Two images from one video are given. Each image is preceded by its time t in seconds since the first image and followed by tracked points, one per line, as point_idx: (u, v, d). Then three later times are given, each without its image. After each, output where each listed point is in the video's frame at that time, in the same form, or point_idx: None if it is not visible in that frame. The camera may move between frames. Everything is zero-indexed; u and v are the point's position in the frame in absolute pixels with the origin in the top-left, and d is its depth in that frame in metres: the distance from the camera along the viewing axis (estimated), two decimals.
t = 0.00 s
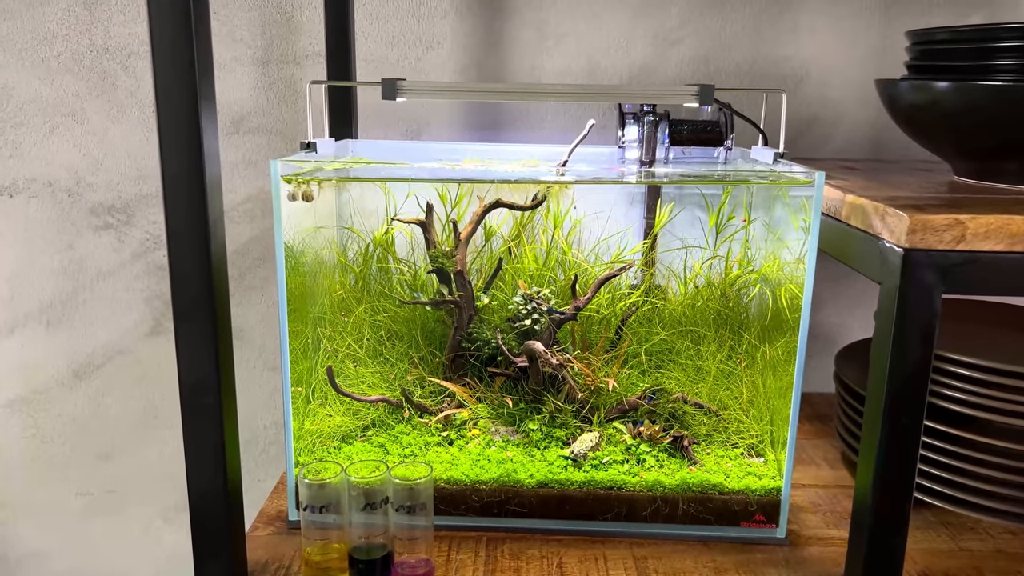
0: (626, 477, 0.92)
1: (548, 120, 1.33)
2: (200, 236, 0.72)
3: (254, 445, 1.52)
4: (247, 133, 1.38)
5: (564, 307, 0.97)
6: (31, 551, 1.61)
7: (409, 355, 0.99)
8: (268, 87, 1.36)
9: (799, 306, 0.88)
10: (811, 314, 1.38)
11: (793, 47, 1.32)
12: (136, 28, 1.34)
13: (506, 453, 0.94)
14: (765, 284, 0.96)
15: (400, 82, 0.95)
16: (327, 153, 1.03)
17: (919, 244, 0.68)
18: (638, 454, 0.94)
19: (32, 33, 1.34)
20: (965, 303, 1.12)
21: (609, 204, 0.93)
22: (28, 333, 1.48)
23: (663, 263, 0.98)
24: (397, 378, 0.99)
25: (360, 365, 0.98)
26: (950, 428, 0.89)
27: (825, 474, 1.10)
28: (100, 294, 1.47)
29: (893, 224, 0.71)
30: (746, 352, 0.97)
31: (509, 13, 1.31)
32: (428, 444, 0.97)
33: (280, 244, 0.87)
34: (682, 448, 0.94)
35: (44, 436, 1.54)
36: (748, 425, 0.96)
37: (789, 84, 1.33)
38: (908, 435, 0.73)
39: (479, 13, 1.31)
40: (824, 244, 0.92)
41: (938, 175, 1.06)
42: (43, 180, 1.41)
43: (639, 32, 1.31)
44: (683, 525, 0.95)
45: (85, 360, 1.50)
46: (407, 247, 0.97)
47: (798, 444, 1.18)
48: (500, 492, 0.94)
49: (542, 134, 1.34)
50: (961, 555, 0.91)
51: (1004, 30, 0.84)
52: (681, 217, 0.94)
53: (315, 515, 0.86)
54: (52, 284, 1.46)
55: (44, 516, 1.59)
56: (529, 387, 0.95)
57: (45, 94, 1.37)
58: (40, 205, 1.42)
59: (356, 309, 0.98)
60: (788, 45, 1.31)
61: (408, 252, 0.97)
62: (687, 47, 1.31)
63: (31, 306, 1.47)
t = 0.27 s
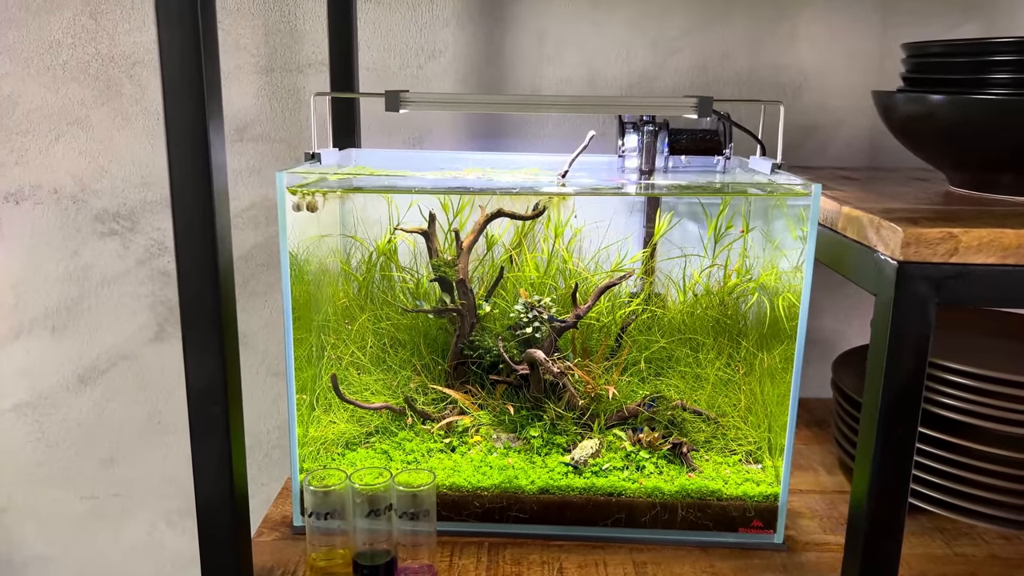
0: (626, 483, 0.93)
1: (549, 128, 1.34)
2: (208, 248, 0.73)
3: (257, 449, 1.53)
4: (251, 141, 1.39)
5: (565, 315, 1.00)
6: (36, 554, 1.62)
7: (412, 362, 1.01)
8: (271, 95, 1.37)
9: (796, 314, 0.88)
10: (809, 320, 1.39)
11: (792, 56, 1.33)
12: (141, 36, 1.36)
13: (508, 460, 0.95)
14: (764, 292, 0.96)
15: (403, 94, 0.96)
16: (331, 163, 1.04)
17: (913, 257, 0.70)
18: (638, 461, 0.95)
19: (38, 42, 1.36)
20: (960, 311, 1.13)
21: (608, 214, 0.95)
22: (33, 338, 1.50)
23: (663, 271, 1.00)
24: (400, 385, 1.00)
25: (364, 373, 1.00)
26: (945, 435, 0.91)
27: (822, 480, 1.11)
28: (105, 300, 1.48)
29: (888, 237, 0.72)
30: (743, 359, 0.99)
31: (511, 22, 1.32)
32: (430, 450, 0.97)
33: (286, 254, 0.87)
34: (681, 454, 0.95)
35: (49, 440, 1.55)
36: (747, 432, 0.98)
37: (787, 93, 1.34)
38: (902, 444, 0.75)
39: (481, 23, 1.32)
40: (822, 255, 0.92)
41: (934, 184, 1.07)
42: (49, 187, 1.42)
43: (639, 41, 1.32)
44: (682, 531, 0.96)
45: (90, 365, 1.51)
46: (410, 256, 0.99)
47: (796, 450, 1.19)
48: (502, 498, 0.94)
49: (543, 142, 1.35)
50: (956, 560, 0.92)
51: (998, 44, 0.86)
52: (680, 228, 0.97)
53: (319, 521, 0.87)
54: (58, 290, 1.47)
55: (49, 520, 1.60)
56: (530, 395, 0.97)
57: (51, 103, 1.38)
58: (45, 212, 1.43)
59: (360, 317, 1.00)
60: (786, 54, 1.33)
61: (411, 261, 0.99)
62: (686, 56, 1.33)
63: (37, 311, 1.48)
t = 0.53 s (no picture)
0: (635, 480, 0.96)
1: (556, 131, 1.36)
2: (231, 251, 0.75)
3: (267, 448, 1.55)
4: (263, 143, 1.41)
5: (574, 315, 1.01)
6: (49, 552, 1.64)
7: (425, 361, 1.03)
8: (282, 99, 1.39)
9: (802, 313, 0.91)
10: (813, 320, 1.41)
11: (796, 59, 1.35)
12: (154, 41, 1.37)
13: (519, 457, 0.97)
14: (770, 293, 0.98)
15: (416, 98, 0.98)
16: (345, 166, 1.06)
17: (917, 258, 0.72)
18: (647, 458, 0.97)
19: (53, 46, 1.37)
20: (962, 311, 1.15)
21: (617, 215, 0.97)
22: (46, 339, 1.52)
23: (670, 272, 1.01)
24: (413, 384, 1.02)
25: (377, 372, 1.01)
26: (948, 433, 0.93)
27: (827, 477, 1.13)
28: (118, 301, 1.50)
29: (893, 238, 0.74)
30: (750, 358, 1.01)
31: (519, 26, 1.34)
32: (443, 448, 1.00)
33: (303, 254, 0.90)
34: (689, 452, 0.97)
35: (62, 439, 1.57)
36: (753, 430, 0.99)
37: (791, 96, 1.36)
38: (907, 442, 0.77)
39: (489, 27, 1.34)
40: (828, 255, 0.94)
41: (937, 187, 1.09)
42: (62, 189, 1.44)
43: (645, 45, 1.34)
44: (690, 527, 0.98)
45: (102, 365, 1.53)
46: (422, 256, 1.00)
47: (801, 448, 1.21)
48: (514, 495, 0.97)
49: (550, 145, 1.37)
50: (959, 555, 0.94)
51: (1000, 50, 0.88)
52: (687, 228, 0.97)
53: (337, 516, 0.89)
54: (71, 291, 1.49)
55: (61, 518, 1.62)
56: (541, 393, 0.99)
57: (65, 106, 1.40)
58: (59, 214, 1.45)
59: (373, 316, 1.02)
60: (790, 58, 1.35)
61: (423, 262, 1.01)
62: (692, 60, 1.35)
63: (51, 312, 1.50)
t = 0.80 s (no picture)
0: (643, 481, 0.98)
1: (563, 139, 1.39)
2: (254, 260, 0.77)
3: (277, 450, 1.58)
4: (274, 150, 1.44)
5: (583, 321, 1.03)
6: (62, 552, 1.67)
7: (436, 365, 1.05)
8: (294, 106, 1.42)
9: (805, 318, 0.93)
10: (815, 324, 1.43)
11: (799, 68, 1.37)
12: (168, 49, 1.39)
13: (529, 459, 0.99)
14: (774, 298, 1.01)
15: (430, 109, 1.01)
16: (359, 174, 1.09)
17: (918, 266, 0.74)
18: (654, 460, 0.99)
19: (68, 55, 1.40)
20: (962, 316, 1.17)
21: (623, 222, 0.98)
22: (60, 342, 1.54)
23: (676, 278, 1.04)
24: (426, 387, 1.04)
25: (391, 375, 1.04)
26: (949, 436, 0.95)
27: (829, 478, 1.15)
28: (130, 304, 1.52)
29: (895, 247, 0.76)
30: (755, 363, 1.03)
31: (526, 35, 1.36)
32: (454, 450, 1.02)
33: (320, 262, 0.91)
34: (695, 454, 0.99)
35: (75, 441, 1.60)
36: (758, 432, 1.02)
37: (794, 104, 1.39)
38: (908, 446, 0.79)
39: (497, 36, 1.37)
40: (832, 261, 0.96)
41: (937, 195, 1.11)
42: (77, 195, 1.46)
43: (651, 54, 1.37)
44: (697, 527, 1.00)
45: (115, 368, 1.55)
46: (433, 262, 1.03)
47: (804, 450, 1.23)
48: (524, 495, 0.99)
49: (557, 151, 1.40)
50: (959, 555, 0.96)
51: (998, 63, 0.90)
52: (694, 235, 1.00)
53: (354, 516, 0.92)
54: (84, 295, 1.52)
55: (74, 519, 1.65)
56: (550, 397, 1.01)
57: (80, 113, 1.42)
58: (73, 219, 1.48)
59: (387, 321, 1.04)
60: (793, 66, 1.37)
61: (434, 267, 1.03)
62: (696, 68, 1.37)
63: (65, 316, 1.53)
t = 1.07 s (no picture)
0: (640, 485, 0.99)
1: (562, 144, 1.40)
2: (256, 266, 0.78)
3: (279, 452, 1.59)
4: (276, 156, 1.45)
5: (581, 326, 1.04)
6: (65, 554, 1.68)
7: (436, 370, 1.06)
8: (295, 112, 1.43)
9: (802, 323, 0.95)
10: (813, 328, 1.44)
11: (796, 74, 1.38)
12: (170, 55, 1.41)
13: (528, 462, 1.01)
14: (771, 303, 1.02)
15: (430, 116, 1.02)
16: (359, 180, 1.10)
17: (911, 273, 0.75)
18: (652, 463, 1.00)
19: (71, 61, 1.41)
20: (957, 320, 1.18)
21: (621, 228, 0.99)
22: (63, 346, 1.55)
23: (674, 283, 1.05)
24: (426, 392, 1.05)
25: (391, 380, 1.05)
26: (943, 440, 0.96)
27: (825, 481, 1.16)
28: (133, 308, 1.53)
29: (888, 254, 0.78)
30: (751, 367, 1.04)
31: (526, 42, 1.38)
32: (454, 453, 1.03)
33: (321, 266, 0.93)
34: (692, 457, 1.00)
35: (78, 444, 1.61)
36: (754, 436, 1.02)
37: (792, 109, 1.40)
38: (901, 449, 0.80)
39: (497, 43, 1.38)
40: (826, 268, 0.98)
41: (932, 200, 1.12)
42: (80, 200, 1.48)
43: (649, 60, 1.38)
44: (694, 529, 1.01)
45: (117, 372, 1.57)
46: (433, 268, 1.04)
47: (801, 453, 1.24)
48: (523, 499, 1.01)
49: (556, 157, 1.41)
50: (953, 557, 0.98)
51: (991, 71, 0.91)
52: (691, 240, 1.01)
53: (355, 520, 0.94)
54: (87, 299, 1.53)
55: (77, 521, 1.66)
56: (549, 401, 1.02)
57: (83, 119, 1.44)
58: (76, 224, 1.49)
59: (387, 326, 1.06)
60: (790, 72, 1.38)
61: (434, 273, 1.04)
62: (694, 74, 1.38)
63: (68, 320, 1.54)
